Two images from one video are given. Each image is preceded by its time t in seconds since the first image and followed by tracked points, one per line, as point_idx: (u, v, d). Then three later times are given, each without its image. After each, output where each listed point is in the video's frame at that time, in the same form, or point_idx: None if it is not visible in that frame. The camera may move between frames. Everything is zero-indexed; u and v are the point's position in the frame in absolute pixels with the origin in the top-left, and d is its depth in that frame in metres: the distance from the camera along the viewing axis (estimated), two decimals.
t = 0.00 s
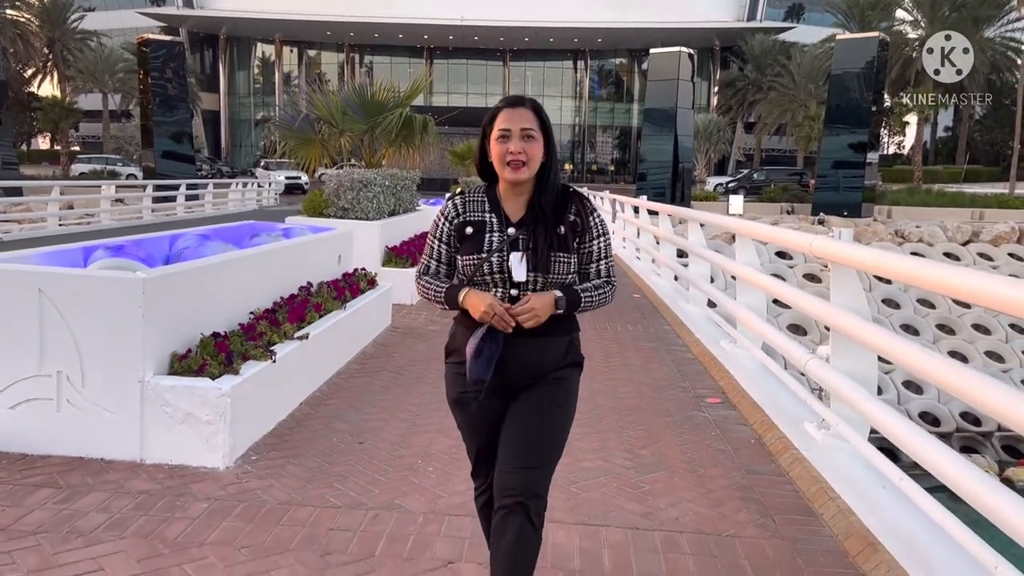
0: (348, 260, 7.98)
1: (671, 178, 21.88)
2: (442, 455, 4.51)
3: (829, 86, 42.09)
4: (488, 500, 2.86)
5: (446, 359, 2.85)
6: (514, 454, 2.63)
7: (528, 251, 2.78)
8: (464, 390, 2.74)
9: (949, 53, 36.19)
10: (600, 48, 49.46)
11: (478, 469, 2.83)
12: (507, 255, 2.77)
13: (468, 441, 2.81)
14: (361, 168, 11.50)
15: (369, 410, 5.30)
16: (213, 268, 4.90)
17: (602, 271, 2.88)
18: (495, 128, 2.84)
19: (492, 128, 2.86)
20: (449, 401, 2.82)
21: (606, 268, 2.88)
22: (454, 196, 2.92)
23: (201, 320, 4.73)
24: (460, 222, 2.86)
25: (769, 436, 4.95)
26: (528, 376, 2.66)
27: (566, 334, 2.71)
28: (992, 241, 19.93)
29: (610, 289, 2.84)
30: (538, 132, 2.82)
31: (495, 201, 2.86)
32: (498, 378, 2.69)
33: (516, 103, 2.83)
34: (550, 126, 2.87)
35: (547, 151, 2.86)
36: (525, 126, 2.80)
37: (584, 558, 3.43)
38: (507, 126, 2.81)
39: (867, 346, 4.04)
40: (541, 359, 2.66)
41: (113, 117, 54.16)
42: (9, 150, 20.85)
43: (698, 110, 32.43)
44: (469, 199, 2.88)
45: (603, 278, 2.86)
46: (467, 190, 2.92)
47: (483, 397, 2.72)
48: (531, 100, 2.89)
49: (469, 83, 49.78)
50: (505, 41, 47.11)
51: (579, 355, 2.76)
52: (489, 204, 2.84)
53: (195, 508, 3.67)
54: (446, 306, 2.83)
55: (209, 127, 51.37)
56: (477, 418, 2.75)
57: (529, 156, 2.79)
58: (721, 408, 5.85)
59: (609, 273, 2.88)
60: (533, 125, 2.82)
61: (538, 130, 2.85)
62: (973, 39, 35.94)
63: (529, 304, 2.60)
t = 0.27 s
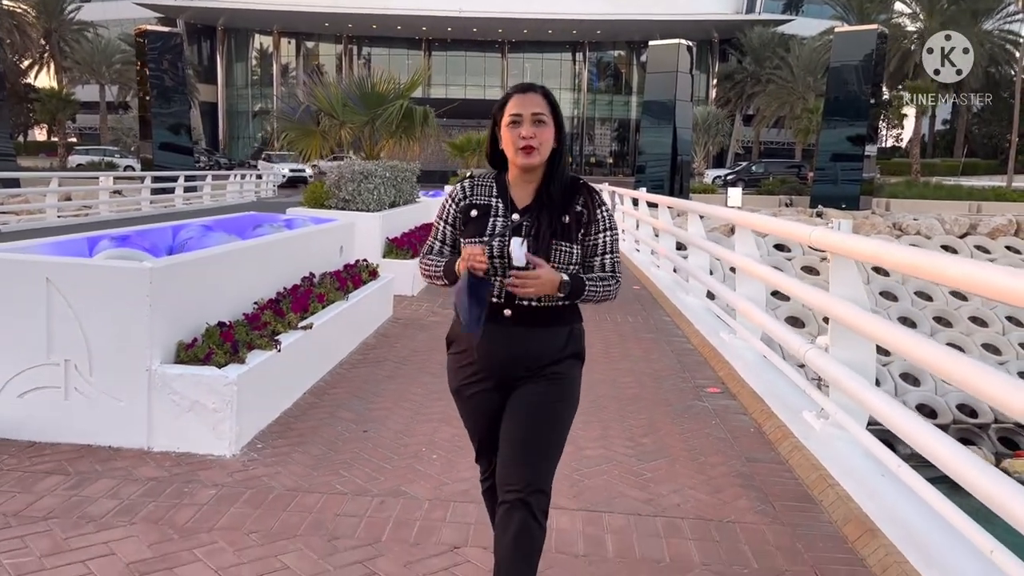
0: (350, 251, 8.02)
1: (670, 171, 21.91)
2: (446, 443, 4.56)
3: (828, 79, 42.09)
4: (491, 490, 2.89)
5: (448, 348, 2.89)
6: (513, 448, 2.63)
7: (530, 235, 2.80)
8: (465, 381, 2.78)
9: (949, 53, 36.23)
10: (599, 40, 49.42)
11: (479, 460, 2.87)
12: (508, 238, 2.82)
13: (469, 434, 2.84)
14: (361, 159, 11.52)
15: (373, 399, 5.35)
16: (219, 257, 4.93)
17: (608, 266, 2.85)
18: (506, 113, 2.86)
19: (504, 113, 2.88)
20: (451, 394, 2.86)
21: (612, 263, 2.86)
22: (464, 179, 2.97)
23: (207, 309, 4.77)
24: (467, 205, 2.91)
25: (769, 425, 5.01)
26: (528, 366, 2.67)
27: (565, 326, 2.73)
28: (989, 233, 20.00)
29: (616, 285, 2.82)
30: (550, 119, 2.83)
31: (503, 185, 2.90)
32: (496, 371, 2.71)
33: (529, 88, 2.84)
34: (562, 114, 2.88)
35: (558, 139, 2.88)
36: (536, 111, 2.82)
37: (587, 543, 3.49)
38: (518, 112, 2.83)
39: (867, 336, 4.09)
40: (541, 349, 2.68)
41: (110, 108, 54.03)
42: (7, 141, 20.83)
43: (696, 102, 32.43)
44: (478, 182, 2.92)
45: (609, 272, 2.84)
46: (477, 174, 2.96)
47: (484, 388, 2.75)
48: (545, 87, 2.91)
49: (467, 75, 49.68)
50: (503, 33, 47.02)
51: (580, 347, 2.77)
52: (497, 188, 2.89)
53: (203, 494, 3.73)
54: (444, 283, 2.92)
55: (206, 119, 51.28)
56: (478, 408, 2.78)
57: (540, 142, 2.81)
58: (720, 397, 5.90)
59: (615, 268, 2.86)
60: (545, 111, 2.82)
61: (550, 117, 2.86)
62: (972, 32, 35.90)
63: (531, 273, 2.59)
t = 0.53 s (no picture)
0: (353, 244, 8.06)
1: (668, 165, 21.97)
2: (453, 434, 4.62)
3: (825, 73, 42.13)
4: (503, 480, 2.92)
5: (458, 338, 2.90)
6: (523, 443, 2.66)
7: (540, 226, 2.83)
8: (474, 376, 2.80)
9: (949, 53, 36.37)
10: (596, 34, 49.39)
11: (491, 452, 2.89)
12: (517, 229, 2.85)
13: (481, 426, 2.86)
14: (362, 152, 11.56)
15: (379, 390, 5.41)
16: (225, 250, 4.96)
17: (622, 255, 2.89)
18: (518, 105, 2.88)
19: (516, 105, 2.90)
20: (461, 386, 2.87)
21: (626, 252, 2.89)
22: (474, 171, 3.00)
23: (216, 300, 4.82)
24: (476, 197, 2.95)
25: (771, 416, 5.07)
26: (535, 360, 2.67)
27: (575, 317, 2.71)
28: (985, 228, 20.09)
29: (632, 274, 2.84)
30: (561, 112, 2.86)
31: (514, 178, 2.92)
32: (503, 364, 2.71)
33: (541, 79, 2.85)
34: (574, 106, 2.89)
35: (569, 131, 2.91)
36: (548, 103, 2.83)
37: (596, 530, 3.55)
38: (530, 104, 2.85)
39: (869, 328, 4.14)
40: (547, 343, 2.67)
41: (106, 100, 53.85)
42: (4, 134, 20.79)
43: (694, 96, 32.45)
44: (487, 174, 2.95)
45: (624, 260, 2.87)
46: (487, 166, 2.99)
47: (492, 383, 2.76)
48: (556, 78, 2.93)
49: (465, 68, 49.57)
50: (500, 25, 46.91)
51: (590, 339, 2.75)
52: (507, 180, 2.92)
53: (216, 483, 3.78)
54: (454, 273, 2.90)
55: (202, 111, 51.15)
56: (487, 402, 2.80)
57: (551, 134, 2.83)
58: (722, 389, 5.97)
59: (630, 256, 2.89)
60: (557, 103, 2.84)
61: (562, 109, 2.88)
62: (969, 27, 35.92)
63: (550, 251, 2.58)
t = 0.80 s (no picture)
0: (355, 239, 8.11)
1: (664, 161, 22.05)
2: (458, 426, 4.68)
3: (820, 69, 42.30)
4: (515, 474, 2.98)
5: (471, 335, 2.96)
6: (535, 438, 2.71)
7: (548, 223, 2.89)
8: (488, 371, 2.86)
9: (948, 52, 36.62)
10: (592, 29, 49.45)
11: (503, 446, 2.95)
12: (526, 228, 2.91)
13: (494, 422, 2.92)
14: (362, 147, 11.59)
15: (384, 383, 5.47)
16: (231, 244, 5.01)
17: (630, 251, 2.94)
18: (525, 101, 2.93)
19: (523, 101, 2.94)
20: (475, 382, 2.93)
21: (635, 247, 2.94)
22: (483, 169, 3.06)
23: (223, 294, 4.87)
24: (485, 194, 3.01)
25: (771, 410, 5.14)
26: (548, 356, 2.73)
27: (586, 313, 2.78)
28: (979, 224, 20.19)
29: (640, 270, 2.89)
30: (568, 107, 2.90)
31: (522, 175, 2.98)
32: (516, 361, 2.77)
33: (549, 75, 2.90)
34: (581, 102, 2.94)
35: (577, 127, 2.96)
36: (555, 100, 2.88)
37: (601, 519, 3.62)
38: (538, 100, 2.89)
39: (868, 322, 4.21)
40: (560, 338, 2.73)
41: (100, 94, 53.66)
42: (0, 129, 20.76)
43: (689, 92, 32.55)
44: (496, 172, 3.01)
45: (632, 256, 2.93)
46: (497, 163, 3.04)
47: (507, 378, 2.82)
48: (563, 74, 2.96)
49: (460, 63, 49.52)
50: (495, 21, 46.85)
51: (601, 335, 2.81)
52: (515, 178, 2.97)
53: (226, 474, 3.84)
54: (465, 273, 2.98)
55: (197, 105, 51.06)
56: (500, 397, 2.85)
57: (558, 130, 2.88)
58: (722, 383, 6.05)
59: (638, 252, 2.95)
60: (564, 99, 2.88)
61: (569, 105, 2.92)
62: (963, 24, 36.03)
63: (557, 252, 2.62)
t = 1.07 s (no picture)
0: (353, 236, 8.14)
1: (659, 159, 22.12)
2: (458, 421, 4.73)
3: (815, 68, 42.40)
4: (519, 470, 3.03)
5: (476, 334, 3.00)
6: (540, 436, 2.77)
7: (552, 224, 2.94)
8: (492, 369, 2.90)
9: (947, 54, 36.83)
10: (587, 27, 49.50)
11: (507, 444, 2.99)
12: (532, 228, 2.95)
13: (497, 420, 2.96)
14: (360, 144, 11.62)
15: (383, 378, 5.52)
16: (233, 240, 5.04)
17: (634, 251, 3.00)
18: (528, 102, 2.97)
19: (526, 102, 2.99)
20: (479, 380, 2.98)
21: (639, 246, 3.00)
22: (488, 169, 3.10)
23: (225, 290, 4.91)
24: (489, 195, 3.05)
25: (767, 406, 5.20)
26: (552, 355, 2.79)
27: (591, 313, 2.84)
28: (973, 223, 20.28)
29: (643, 268, 2.96)
30: (571, 108, 2.95)
31: (526, 175, 3.02)
32: (521, 360, 2.83)
33: (550, 76, 2.95)
34: (583, 101, 2.99)
35: (579, 127, 3.01)
36: (558, 100, 2.93)
37: (601, 513, 3.68)
38: (540, 101, 2.93)
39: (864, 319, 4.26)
40: (563, 338, 2.79)
41: (94, 89, 53.47)
42: None
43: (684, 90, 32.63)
44: (500, 172, 3.05)
45: (635, 255, 2.99)
46: (501, 164, 3.09)
47: (512, 377, 2.87)
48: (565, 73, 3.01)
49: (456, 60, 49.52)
50: (491, 18, 46.85)
51: (605, 334, 2.87)
52: (519, 178, 3.02)
53: (230, 468, 3.88)
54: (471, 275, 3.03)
55: (192, 101, 50.95)
56: (505, 395, 2.90)
57: (562, 131, 2.92)
58: (719, 379, 6.12)
59: (642, 251, 3.00)
60: (566, 100, 2.93)
61: (571, 106, 2.97)
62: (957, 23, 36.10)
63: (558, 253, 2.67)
